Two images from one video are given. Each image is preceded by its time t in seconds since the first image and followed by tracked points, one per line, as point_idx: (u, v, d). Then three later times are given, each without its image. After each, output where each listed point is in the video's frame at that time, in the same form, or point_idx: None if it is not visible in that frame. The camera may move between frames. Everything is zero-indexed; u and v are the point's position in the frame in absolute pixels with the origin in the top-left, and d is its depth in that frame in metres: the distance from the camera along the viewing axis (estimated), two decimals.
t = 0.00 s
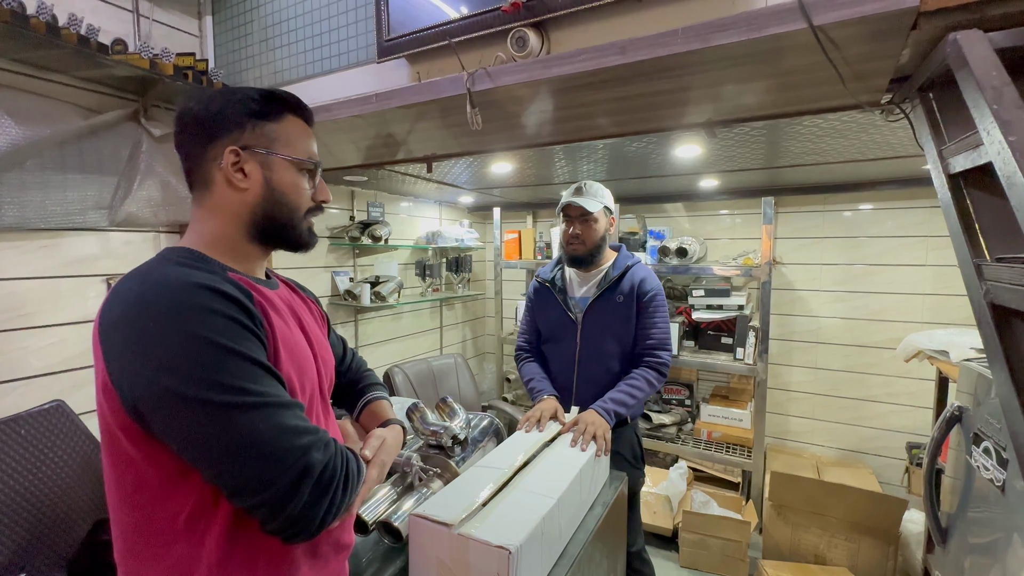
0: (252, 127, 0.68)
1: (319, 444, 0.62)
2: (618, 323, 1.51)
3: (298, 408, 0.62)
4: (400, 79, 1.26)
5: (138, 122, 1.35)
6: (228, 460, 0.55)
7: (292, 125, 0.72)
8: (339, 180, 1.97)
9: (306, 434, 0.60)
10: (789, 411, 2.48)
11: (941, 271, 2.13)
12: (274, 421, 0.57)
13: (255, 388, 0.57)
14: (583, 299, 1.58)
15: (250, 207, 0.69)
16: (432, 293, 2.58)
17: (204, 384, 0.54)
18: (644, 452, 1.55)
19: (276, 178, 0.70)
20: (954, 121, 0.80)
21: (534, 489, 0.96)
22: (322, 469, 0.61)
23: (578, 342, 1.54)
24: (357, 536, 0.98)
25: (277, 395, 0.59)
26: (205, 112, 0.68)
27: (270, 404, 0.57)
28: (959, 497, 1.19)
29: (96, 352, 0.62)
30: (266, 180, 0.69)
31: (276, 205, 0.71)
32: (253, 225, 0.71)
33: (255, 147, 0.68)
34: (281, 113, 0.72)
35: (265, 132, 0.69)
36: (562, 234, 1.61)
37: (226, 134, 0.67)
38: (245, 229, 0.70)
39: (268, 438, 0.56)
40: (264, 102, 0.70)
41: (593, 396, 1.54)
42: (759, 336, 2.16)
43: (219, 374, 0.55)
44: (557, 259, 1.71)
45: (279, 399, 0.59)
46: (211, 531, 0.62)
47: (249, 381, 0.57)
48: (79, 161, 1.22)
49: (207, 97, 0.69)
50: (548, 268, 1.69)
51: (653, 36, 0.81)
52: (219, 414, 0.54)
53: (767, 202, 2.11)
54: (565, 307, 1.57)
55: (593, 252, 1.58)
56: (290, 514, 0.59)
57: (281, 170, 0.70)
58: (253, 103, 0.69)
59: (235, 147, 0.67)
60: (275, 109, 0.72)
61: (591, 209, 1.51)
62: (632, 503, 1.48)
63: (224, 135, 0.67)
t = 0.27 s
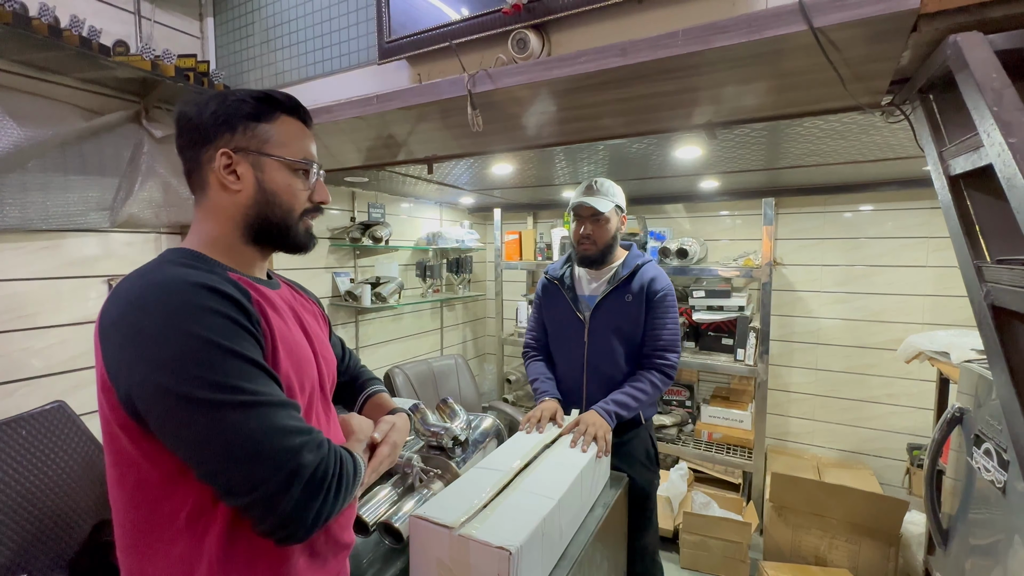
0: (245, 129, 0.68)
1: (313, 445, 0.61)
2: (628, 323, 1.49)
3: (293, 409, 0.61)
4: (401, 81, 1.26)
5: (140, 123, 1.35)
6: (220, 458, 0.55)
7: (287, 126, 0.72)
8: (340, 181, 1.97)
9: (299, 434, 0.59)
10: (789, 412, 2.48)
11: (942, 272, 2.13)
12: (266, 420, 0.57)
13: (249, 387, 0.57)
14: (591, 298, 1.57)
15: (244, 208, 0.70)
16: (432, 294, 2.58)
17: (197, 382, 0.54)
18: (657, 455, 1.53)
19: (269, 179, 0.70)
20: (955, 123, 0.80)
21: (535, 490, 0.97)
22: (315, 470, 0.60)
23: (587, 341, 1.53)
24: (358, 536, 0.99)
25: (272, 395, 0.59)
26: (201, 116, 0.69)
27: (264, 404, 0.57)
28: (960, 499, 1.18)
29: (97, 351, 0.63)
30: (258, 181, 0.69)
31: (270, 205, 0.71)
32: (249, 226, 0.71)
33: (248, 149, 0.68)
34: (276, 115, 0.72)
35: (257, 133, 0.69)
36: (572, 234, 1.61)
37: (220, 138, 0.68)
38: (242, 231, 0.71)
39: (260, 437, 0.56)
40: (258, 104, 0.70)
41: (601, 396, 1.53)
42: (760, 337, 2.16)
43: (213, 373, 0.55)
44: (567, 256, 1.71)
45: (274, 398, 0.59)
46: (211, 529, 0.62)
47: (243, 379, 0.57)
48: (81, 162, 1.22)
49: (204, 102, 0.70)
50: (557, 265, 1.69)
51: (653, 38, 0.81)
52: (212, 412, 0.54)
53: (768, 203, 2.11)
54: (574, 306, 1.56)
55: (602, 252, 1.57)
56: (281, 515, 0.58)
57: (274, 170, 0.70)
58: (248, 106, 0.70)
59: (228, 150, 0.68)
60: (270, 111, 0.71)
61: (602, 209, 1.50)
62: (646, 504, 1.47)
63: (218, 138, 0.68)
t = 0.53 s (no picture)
0: (244, 131, 0.68)
1: (313, 443, 0.61)
2: (639, 323, 1.48)
3: (294, 406, 0.61)
4: (402, 82, 1.26)
5: (141, 124, 1.36)
6: (219, 454, 0.55)
7: (286, 127, 0.72)
8: (340, 182, 1.97)
9: (299, 432, 0.59)
10: (790, 413, 2.48)
11: (943, 273, 2.13)
12: (267, 417, 0.57)
13: (250, 384, 0.57)
14: (602, 297, 1.57)
15: (244, 209, 0.70)
16: (432, 294, 2.58)
17: (198, 376, 0.54)
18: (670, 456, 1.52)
19: (268, 179, 0.70)
20: (955, 123, 0.80)
21: (536, 491, 0.96)
22: (313, 469, 0.60)
23: (596, 341, 1.53)
24: (358, 537, 0.99)
25: (273, 392, 0.59)
26: (202, 118, 0.69)
27: (264, 400, 0.57)
28: (960, 500, 1.18)
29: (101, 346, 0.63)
30: (257, 183, 0.69)
31: (271, 205, 0.71)
32: (249, 226, 0.71)
33: (247, 150, 0.69)
34: (275, 116, 0.72)
35: (256, 134, 0.69)
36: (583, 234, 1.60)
37: (220, 140, 0.68)
38: (242, 231, 0.71)
39: (260, 434, 0.55)
40: (257, 105, 0.71)
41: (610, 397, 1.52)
42: (760, 338, 2.16)
43: (215, 368, 0.55)
44: (579, 255, 1.71)
45: (275, 395, 0.59)
46: (212, 526, 0.62)
47: (245, 375, 0.57)
48: (82, 162, 1.23)
49: (204, 104, 0.70)
50: (568, 263, 1.69)
51: (654, 39, 0.81)
52: (212, 407, 0.54)
53: (768, 204, 2.12)
54: (584, 305, 1.55)
55: (614, 252, 1.57)
56: (277, 512, 0.58)
57: (273, 171, 0.70)
58: (248, 108, 0.70)
59: (227, 151, 0.68)
60: (270, 113, 0.72)
61: (613, 210, 1.50)
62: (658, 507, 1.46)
63: (218, 140, 0.68)
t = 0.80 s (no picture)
0: (264, 141, 0.69)
1: (261, 471, 0.54)
2: (645, 326, 1.48)
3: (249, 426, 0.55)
4: (402, 84, 1.26)
5: (142, 126, 1.36)
6: (159, 468, 0.51)
7: (301, 137, 0.73)
8: (340, 183, 1.97)
9: (244, 457, 0.53)
10: (790, 415, 2.48)
11: (942, 275, 2.13)
12: (211, 435, 0.52)
13: (201, 397, 0.52)
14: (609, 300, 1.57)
15: (263, 217, 0.71)
16: (432, 296, 2.58)
17: (151, 382, 0.52)
18: (673, 460, 1.52)
19: (287, 188, 0.71)
20: (953, 127, 0.80)
21: (537, 493, 0.96)
22: (258, 500, 0.53)
23: (602, 344, 1.53)
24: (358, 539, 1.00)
25: (227, 408, 0.54)
26: (214, 124, 0.68)
27: (211, 416, 0.52)
28: (960, 502, 1.18)
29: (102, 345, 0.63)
30: (278, 191, 0.70)
31: (289, 212, 0.72)
32: (266, 233, 0.72)
33: (267, 159, 0.69)
34: (290, 125, 0.73)
35: (276, 144, 0.70)
36: (591, 234, 1.60)
37: (239, 148, 0.68)
38: (257, 237, 0.71)
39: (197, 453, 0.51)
40: (273, 115, 0.71)
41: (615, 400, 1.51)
42: (760, 339, 2.16)
43: (169, 376, 0.52)
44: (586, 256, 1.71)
45: (228, 413, 0.54)
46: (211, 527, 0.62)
47: (209, 388, 0.53)
48: (82, 164, 1.23)
49: (215, 110, 0.69)
50: (576, 265, 1.70)
51: (653, 42, 0.81)
52: (159, 418, 0.51)
53: (768, 206, 2.12)
54: (590, 306, 1.56)
55: (621, 254, 1.57)
56: (212, 541, 0.52)
57: (292, 180, 0.71)
58: (263, 115, 0.70)
59: (248, 160, 0.68)
60: (285, 121, 0.72)
61: (622, 212, 1.51)
62: (662, 509, 1.46)
63: (237, 149, 0.67)
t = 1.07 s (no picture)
0: (279, 154, 0.69)
1: (182, 477, 0.47)
2: (647, 329, 1.48)
3: (184, 424, 0.49)
4: (403, 86, 1.27)
5: (143, 127, 1.37)
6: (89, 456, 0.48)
7: (313, 149, 0.74)
8: (341, 185, 1.98)
9: (166, 456, 0.47)
10: (790, 416, 2.48)
11: (943, 277, 2.13)
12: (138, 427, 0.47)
13: (141, 387, 0.48)
14: (611, 301, 1.58)
15: (274, 227, 0.72)
16: (433, 297, 2.59)
17: (103, 368, 0.50)
18: (675, 463, 1.52)
19: (299, 199, 0.72)
20: (953, 129, 0.80)
21: (538, 495, 0.96)
22: (172, 508, 0.46)
23: (603, 346, 1.53)
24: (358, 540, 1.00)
25: (167, 402, 0.49)
26: (229, 134, 0.67)
27: (143, 408, 0.47)
28: (960, 504, 1.18)
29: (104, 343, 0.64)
30: (290, 203, 0.71)
31: (299, 223, 0.73)
32: (275, 241, 0.73)
33: (281, 172, 0.69)
34: (304, 136, 0.73)
35: (289, 157, 0.70)
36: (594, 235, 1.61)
37: (253, 161, 0.68)
38: (266, 245, 0.73)
39: (118, 445, 0.46)
40: (286, 127, 0.71)
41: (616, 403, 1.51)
42: (761, 341, 2.16)
43: (117, 362, 0.49)
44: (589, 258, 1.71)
45: (169, 406, 0.49)
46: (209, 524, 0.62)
47: (159, 381, 0.49)
48: (85, 166, 1.23)
49: (227, 120, 0.68)
50: (579, 265, 1.71)
51: (653, 45, 0.82)
52: (101, 404, 0.48)
53: (768, 208, 2.12)
54: (593, 308, 1.56)
55: (624, 255, 1.57)
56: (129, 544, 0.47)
57: (305, 192, 0.72)
58: (277, 127, 0.70)
59: (263, 174, 0.68)
60: (299, 132, 0.72)
61: (625, 212, 1.51)
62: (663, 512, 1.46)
63: (252, 162, 0.67)
